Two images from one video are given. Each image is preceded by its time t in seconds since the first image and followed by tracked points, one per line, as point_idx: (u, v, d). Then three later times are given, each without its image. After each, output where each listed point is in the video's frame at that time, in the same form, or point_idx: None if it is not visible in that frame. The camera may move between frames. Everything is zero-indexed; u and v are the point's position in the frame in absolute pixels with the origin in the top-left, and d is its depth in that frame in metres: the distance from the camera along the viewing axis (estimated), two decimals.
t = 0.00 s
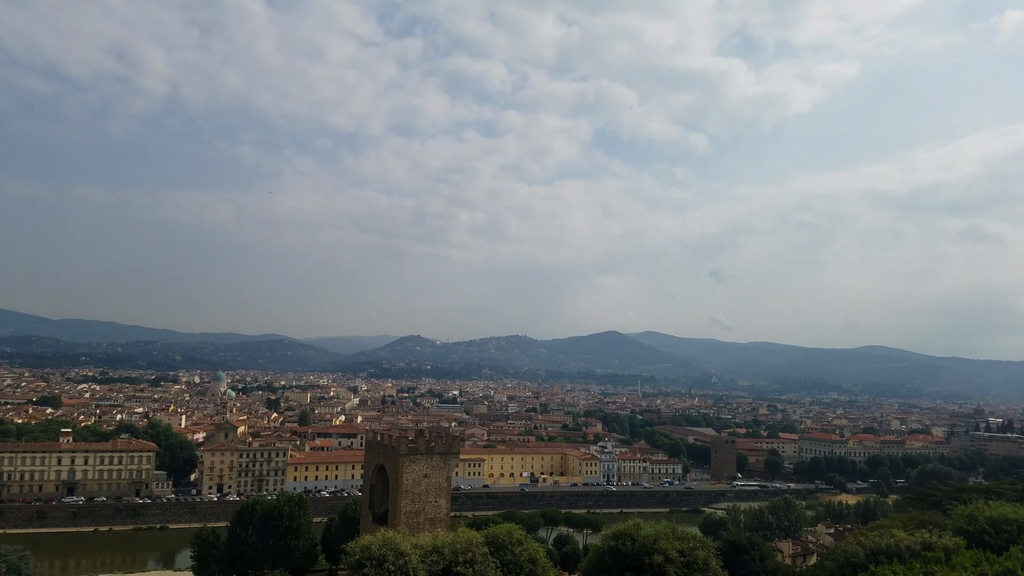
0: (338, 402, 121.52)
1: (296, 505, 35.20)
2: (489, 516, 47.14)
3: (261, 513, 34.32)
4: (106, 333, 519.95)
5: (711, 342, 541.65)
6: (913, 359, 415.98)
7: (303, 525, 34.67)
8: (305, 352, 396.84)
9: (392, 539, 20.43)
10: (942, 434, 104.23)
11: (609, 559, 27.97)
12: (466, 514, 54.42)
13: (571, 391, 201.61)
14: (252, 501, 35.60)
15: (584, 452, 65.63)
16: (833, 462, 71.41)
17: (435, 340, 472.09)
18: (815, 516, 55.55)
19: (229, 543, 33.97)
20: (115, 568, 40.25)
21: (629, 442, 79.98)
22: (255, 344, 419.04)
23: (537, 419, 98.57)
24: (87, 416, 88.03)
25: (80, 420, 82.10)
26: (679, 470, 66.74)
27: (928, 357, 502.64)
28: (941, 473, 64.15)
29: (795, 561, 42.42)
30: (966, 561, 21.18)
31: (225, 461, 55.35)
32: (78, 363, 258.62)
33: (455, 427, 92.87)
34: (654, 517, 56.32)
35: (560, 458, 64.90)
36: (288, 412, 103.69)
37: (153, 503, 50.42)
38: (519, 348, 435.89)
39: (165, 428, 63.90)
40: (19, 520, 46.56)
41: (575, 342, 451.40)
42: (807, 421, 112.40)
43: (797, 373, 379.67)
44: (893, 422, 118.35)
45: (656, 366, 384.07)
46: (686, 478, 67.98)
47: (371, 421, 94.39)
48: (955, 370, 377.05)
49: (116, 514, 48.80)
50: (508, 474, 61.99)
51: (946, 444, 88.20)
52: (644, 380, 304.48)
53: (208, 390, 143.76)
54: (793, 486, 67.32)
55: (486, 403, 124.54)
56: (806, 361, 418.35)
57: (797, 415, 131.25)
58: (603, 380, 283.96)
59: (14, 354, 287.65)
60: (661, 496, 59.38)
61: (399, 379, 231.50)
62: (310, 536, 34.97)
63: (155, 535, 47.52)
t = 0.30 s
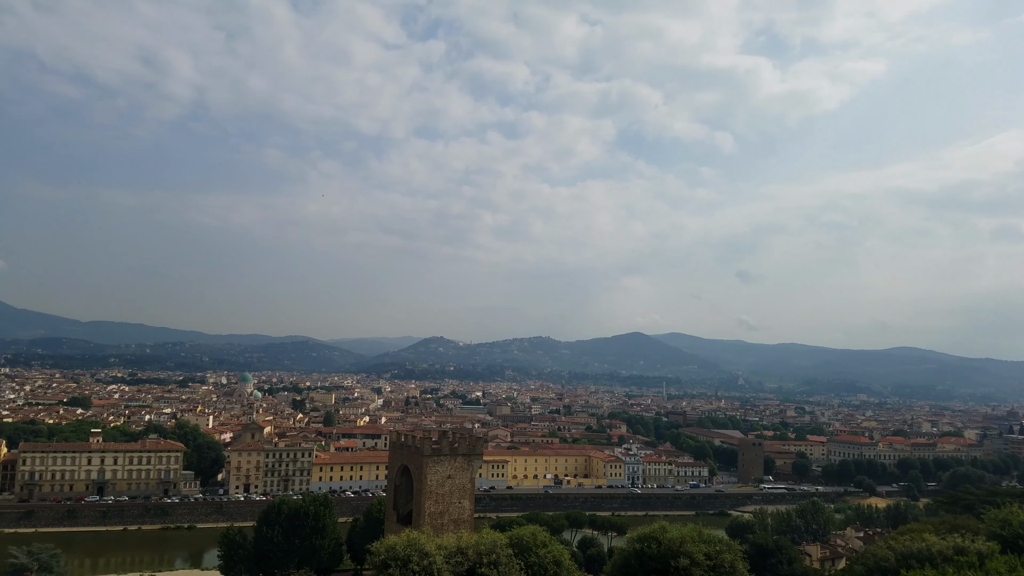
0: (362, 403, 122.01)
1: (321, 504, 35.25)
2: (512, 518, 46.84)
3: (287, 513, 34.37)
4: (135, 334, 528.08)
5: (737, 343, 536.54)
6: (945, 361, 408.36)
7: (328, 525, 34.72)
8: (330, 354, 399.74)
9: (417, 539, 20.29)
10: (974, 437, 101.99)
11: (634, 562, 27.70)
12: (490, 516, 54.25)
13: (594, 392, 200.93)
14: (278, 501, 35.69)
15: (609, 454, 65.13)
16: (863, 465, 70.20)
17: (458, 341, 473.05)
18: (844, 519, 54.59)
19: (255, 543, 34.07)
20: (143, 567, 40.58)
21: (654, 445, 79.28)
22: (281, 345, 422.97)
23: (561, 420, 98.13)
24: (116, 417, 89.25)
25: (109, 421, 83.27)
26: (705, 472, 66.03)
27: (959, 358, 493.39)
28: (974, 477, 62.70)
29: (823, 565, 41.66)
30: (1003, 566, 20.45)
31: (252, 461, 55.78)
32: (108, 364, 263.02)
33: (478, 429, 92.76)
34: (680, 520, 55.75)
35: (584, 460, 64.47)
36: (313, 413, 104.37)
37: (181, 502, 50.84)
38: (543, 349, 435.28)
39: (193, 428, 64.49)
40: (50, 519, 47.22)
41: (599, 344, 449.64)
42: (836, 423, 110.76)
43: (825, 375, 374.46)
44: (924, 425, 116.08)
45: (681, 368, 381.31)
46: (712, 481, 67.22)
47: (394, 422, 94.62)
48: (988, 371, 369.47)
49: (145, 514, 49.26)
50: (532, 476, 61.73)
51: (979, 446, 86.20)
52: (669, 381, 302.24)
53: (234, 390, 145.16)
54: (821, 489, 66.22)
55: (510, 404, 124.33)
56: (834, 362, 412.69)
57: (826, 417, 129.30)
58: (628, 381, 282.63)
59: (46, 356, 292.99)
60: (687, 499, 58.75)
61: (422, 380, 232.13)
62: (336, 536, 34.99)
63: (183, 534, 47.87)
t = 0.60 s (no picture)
0: (387, 403, 122.36)
1: (347, 502, 35.27)
2: (538, 518, 46.53)
3: (314, 511, 34.45)
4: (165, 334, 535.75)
5: (764, 342, 530.84)
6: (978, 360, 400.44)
7: (354, 523, 34.73)
8: (355, 354, 402.14)
9: (442, 539, 20.11)
10: (1010, 438, 99.68)
11: (661, 564, 27.33)
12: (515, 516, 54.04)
13: (620, 393, 199.96)
14: (305, 499, 35.77)
15: (635, 455, 64.52)
16: (894, 466, 68.87)
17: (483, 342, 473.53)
18: (875, 521, 53.55)
19: (283, 541, 34.14)
20: (173, 564, 40.94)
21: (681, 446, 78.51)
22: (307, 345, 426.26)
23: (586, 421, 97.58)
24: (146, 416, 90.36)
25: (140, 420, 84.38)
26: (733, 474, 65.23)
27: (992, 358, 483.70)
28: (1010, 479, 61.17)
29: (854, 568, 40.80)
30: None
31: (279, 460, 56.10)
32: (138, 364, 266.96)
33: (503, 429, 92.57)
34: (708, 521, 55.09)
35: (610, 461, 63.97)
36: (339, 413, 104.87)
37: (210, 501, 51.27)
38: (567, 349, 434.22)
39: (222, 427, 65.03)
40: (82, 516, 47.88)
41: (624, 344, 447.45)
42: (866, 424, 108.91)
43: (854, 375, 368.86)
44: (958, 426, 113.67)
45: (707, 368, 378.09)
46: (740, 482, 66.38)
47: (419, 422, 94.73)
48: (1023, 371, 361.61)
49: (175, 511, 49.74)
50: (557, 476, 61.37)
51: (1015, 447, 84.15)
52: (695, 381, 299.73)
53: (261, 390, 146.39)
54: (852, 491, 65.07)
55: (534, 405, 123.95)
56: (864, 362, 406.69)
57: (856, 418, 127.26)
58: (653, 381, 280.74)
59: (78, 356, 298.26)
60: (714, 500, 58.03)
61: (447, 380, 232.51)
62: (362, 535, 35.00)
63: (212, 532, 48.25)
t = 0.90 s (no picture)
0: (413, 403, 122.59)
1: (374, 502, 35.22)
2: (564, 519, 46.19)
3: (341, 510, 34.49)
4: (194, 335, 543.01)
5: (793, 343, 524.57)
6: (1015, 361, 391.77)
7: (380, 523, 34.68)
8: (381, 354, 404.13)
9: (469, 539, 19.90)
10: None
11: (689, 567, 26.87)
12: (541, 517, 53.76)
13: (646, 393, 198.75)
14: (332, 499, 35.81)
15: (662, 456, 63.84)
16: (928, 469, 67.48)
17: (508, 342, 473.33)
18: (908, 524, 52.42)
19: (310, 540, 34.19)
20: (203, 563, 41.25)
21: (709, 447, 77.67)
22: (334, 346, 429.18)
23: (612, 422, 96.91)
24: (176, 416, 91.38)
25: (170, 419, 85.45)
26: (763, 476, 64.36)
27: None
28: None
29: (887, 572, 39.91)
30: None
31: (307, 459, 56.41)
32: (169, 364, 270.70)
33: (529, 430, 92.29)
34: (737, 524, 54.39)
35: (637, 463, 63.38)
36: (365, 413, 105.29)
37: (239, 499, 51.65)
38: (593, 350, 432.55)
39: (250, 427, 65.58)
40: (114, 515, 48.49)
41: (651, 344, 444.57)
42: (899, 426, 106.86)
43: (886, 376, 362.93)
44: (994, 427, 111.24)
45: (735, 369, 374.50)
46: (770, 484, 65.47)
47: (445, 422, 94.76)
48: None
49: (205, 510, 50.17)
50: (583, 478, 60.92)
51: None
52: (723, 382, 297.22)
53: (289, 390, 147.48)
54: (884, 494, 63.84)
55: (560, 406, 123.35)
56: (896, 363, 400.04)
57: (888, 419, 125.04)
58: (680, 382, 278.58)
59: (110, 356, 303.38)
60: (744, 503, 57.27)
61: (472, 380, 232.73)
62: (388, 535, 34.92)
63: (241, 531, 48.57)
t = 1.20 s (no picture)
0: (440, 405, 122.83)
1: (401, 503, 35.14)
2: (592, 522, 45.77)
3: (368, 511, 34.48)
4: (224, 337, 550.13)
5: (824, 344, 517.21)
6: None
7: (408, 524, 34.55)
8: (408, 356, 406.04)
9: (496, 541, 19.66)
10: None
11: (720, 572, 26.37)
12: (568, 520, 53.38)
13: (675, 396, 197.21)
14: (359, 499, 35.81)
15: (691, 460, 63.07)
16: (964, 473, 65.92)
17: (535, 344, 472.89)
18: (944, 530, 51.10)
19: (339, 541, 34.27)
20: (233, 562, 41.47)
21: (740, 451, 76.69)
22: (361, 347, 432.07)
23: (640, 425, 96.14)
24: (206, 417, 92.48)
25: (201, 420, 86.58)
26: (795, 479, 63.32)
27: None
28: None
29: None
30: None
31: (335, 460, 56.68)
32: (200, 366, 274.62)
33: (556, 433, 91.96)
34: (767, 528, 53.53)
35: (666, 466, 62.72)
36: (392, 414, 105.66)
37: (268, 500, 51.97)
38: (620, 352, 430.51)
39: (279, 427, 66.07)
40: (146, 514, 49.08)
41: (679, 346, 441.23)
42: (934, 429, 104.68)
43: (921, 378, 356.28)
44: None
45: (764, 371, 370.28)
46: (801, 488, 64.42)
47: (471, 424, 94.73)
48: None
49: (235, 510, 50.54)
50: (611, 481, 60.42)
51: None
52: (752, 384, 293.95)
53: (317, 391, 148.61)
54: (919, 498, 62.44)
55: (587, 408, 122.76)
56: (930, 365, 392.54)
57: (923, 422, 122.56)
58: (709, 384, 275.88)
59: (142, 358, 308.55)
60: (775, 507, 56.35)
61: (499, 382, 232.65)
62: (416, 535, 34.79)
63: (270, 531, 48.82)
